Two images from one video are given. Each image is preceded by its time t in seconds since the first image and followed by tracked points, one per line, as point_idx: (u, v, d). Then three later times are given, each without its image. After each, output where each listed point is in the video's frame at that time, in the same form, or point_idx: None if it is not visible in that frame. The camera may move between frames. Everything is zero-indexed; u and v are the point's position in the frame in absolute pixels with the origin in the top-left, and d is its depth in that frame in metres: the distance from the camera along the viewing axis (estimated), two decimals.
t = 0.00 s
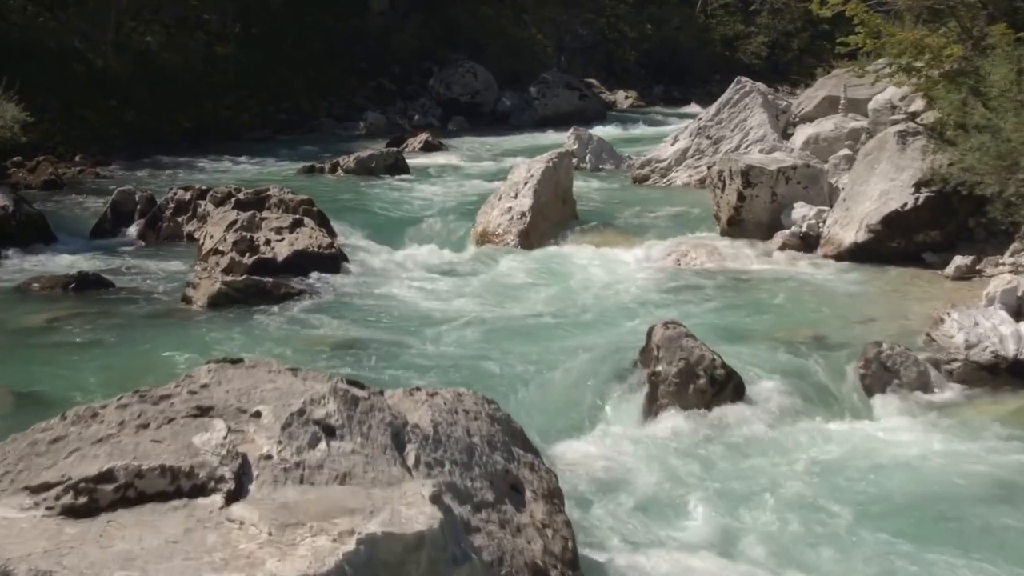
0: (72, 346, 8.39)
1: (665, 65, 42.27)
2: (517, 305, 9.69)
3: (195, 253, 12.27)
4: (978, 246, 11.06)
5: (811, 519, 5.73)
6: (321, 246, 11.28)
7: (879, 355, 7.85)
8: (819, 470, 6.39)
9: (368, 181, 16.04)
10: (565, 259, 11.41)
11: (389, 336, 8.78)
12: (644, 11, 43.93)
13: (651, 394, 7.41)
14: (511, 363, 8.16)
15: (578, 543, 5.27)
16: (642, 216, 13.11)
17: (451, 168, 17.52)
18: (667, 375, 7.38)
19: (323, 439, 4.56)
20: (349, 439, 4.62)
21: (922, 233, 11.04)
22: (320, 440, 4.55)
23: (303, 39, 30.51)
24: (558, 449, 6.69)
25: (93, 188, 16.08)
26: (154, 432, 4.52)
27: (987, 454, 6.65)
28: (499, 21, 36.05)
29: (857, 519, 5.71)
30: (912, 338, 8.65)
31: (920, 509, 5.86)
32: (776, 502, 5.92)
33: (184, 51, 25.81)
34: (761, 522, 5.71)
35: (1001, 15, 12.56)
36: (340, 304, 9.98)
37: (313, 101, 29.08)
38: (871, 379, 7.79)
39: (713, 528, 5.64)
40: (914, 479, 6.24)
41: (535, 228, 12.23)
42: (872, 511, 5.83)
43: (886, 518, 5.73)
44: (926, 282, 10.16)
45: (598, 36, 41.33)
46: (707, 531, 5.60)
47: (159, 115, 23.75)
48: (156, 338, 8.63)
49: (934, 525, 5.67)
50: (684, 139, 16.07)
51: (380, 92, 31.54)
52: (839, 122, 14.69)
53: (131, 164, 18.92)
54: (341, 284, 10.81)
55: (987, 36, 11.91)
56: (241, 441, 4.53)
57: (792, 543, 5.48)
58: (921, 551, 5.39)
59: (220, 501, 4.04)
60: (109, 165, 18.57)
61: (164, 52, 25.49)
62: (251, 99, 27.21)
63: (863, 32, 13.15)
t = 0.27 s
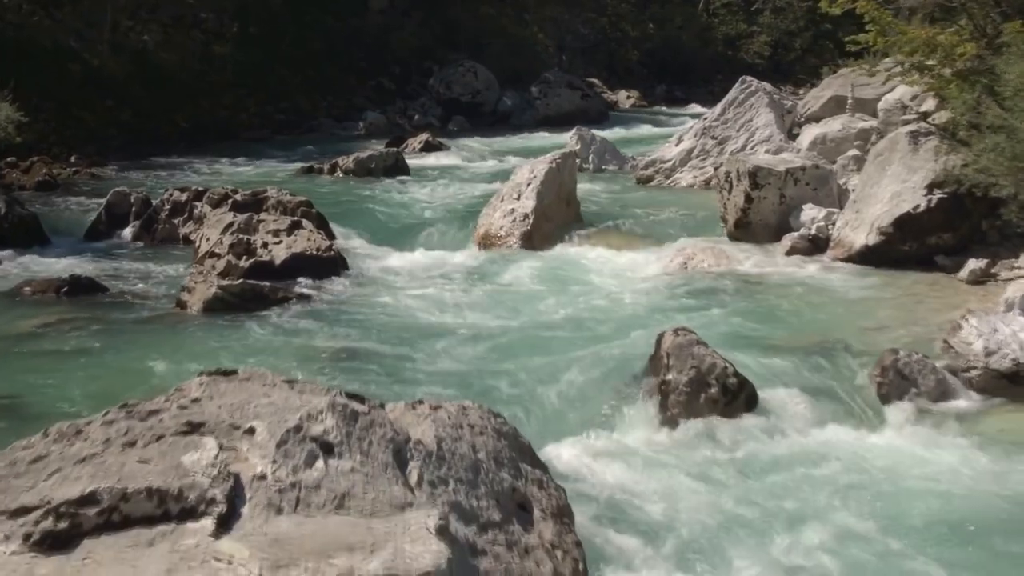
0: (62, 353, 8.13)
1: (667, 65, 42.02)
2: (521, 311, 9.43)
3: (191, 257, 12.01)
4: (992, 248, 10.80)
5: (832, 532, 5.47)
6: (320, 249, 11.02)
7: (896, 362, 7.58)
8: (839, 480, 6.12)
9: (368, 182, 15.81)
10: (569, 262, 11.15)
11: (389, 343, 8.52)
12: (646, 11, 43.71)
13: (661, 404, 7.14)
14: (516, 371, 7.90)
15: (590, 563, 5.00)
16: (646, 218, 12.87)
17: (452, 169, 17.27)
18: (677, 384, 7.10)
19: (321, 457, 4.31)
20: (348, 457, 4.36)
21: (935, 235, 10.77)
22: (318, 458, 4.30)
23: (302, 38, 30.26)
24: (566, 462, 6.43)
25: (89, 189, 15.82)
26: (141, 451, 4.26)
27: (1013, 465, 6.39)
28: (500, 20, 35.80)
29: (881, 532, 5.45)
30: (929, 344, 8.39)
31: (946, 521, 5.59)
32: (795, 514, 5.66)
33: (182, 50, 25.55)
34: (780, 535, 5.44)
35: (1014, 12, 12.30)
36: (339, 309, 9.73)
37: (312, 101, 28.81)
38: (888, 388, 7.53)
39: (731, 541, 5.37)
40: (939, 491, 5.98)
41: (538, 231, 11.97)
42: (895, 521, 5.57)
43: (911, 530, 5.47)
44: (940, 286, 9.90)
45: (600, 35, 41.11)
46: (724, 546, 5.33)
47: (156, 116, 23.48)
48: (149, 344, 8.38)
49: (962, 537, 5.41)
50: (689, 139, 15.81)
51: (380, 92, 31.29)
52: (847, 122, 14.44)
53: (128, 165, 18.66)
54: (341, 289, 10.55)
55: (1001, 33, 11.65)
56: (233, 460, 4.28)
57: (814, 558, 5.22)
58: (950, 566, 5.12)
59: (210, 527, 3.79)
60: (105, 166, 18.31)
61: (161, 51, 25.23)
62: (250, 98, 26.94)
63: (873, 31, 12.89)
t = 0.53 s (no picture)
0: (53, 361, 7.89)
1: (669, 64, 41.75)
2: (525, 318, 9.18)
3: (187, 260, 11.76)
4: (1006, 252, 10.55)
5: (855, 561, 5.22)
6: (319, 253, 10.76)
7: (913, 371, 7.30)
8: (858, 501, 5.87)
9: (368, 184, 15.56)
10: (573, 267, 10.91)
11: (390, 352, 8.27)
12: (648, 10, 43.44)
13: (671, 415, 6.89)
14: (521, 380, 7.65)
15: None
16: (652, 221, 12.63)
17: (453, 170, 17.02)
18: (688, 394, 6.85)
19: (319, 479, 4.06)
20: (348, 479, 4.11)
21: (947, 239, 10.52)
22: (315, 480, 4.05)
23: (302, 38, 30.03)
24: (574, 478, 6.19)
25: (84, 190, 15.57)
26: (128, 474, 4.02)
27: None
28: (501, 19, 35.55)
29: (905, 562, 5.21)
30: (946, 352, 8.13)
31: (973, 549, 5.35)
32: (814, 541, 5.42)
33: (180, 50, 25.31)
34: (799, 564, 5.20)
35: None
36: (338, 315, 9.49)
37: (311, 101, 28.57)
38: (904, 399, 7.24)
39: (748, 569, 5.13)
40: (964, 514, 5.73)
41: (541, 234, 11.73)
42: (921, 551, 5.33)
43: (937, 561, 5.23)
44: (954, 292, 9.65)
45: (601, 35, 40.87)
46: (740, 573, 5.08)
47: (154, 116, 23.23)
48: (143, 352, 8.14)
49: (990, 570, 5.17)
50: (694, 140, 15.56)
51: (380, 92, 31.04)
52: (855, 123, 14.18)
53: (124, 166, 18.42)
54: (340, 294, 10.30)
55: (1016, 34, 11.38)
56: (225, 483, 4.03)
57: None
58: None
59: (199, 561, 3.55)
60: (101, 166, 18.06)
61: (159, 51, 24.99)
62: (248, 99, 26.70)
63: (884, 32, 12.62)
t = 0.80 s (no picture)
0: (42, 372, 7.63)
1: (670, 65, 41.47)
2: (529, 327, 8.93)
3: (182, 265, 11.50)
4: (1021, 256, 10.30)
5: None
6: (317, 257, 10.48)
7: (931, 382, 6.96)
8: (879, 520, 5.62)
9: (367, 186, 15.30)
10: (578, 272, 10.65)
11: (391, 362, 8.01)
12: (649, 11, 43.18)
13: (682, 428, 6.62)
14: (526, 393, 7.40)
15: None
16: (657, 224, 12.37)
17: (453, 172, 16.77)
18: (700, 407, 6.58)
19: (316, 506, 3.80)
20: (347, 506, 3.85)
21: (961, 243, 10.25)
22: (313, 507, 3.79)
23: (300, 38, 29.75)
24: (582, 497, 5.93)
25: (79, 193, 15.32)
26: (111, 503, 3.76)
27: None
28: (501, 19, 35.29)
29: None
30: (964, 360, 7.88)
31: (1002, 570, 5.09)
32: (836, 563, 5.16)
33: (177, 50, 25.07)
34: None
35: None
36: (337, 323, 9.23)
37: (310, 102, 28.31)
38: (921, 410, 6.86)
39: None
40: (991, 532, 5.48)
41: (545, 238, 11.47)
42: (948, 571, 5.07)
43: None
44: (969, 298, 9.39)
45: (601, 35, 40.60)
46: None
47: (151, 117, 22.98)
48: (135, 363, 7.88)
49: None
50: (699, 141, 15.31)
51: (380, 92, 30.78)
52: (863, 124, 13.93)
53: (120, 168, 18.16)
54: (339, 301, 10.05)
55: None
56: (217, 512, 3.77)
57: None
58: None
59: None
60: (97, 168, 17.80)
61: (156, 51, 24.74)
62: (246, 99, 26.44)
63: (894, 31, 12.35)
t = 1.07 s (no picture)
0: (32, 383, 7.39)
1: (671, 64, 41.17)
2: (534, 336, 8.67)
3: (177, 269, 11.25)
4: None
5: None
6: (316, 262, 10.20)
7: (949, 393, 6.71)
8: (903, 544, 5.36)
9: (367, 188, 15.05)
10: (582, 278, 10.40)
11: (391, 373, 7.75)
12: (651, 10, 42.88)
13: (695, 442, 6.36)
14: (531, 407, 7.15)
15: None
16: (663, 228, 12.12)
17: (454, 173, 16.51)
18: (712, 420, 6.32)
19: (312, 536, 3.54)
20: (345, 536, 3.59)
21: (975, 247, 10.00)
22: (309, 538, 3.52)
23: (299, 38, 29.49)
24: (592, 518, 5.68)
25: (74, 195, 15.07)
26: (93, 536, 3.50)
27: None
28: (502, 18, 35.02)
29: None
30: (984, 371, 7.62)
31: None
32: None
33: (174, 51, 24.82)
34: None
35: None
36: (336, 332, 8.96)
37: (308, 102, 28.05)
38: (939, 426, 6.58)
39: None
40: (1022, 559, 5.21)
41: (548, 241, 11.22)
42: None
43: None
44: (985, 305, 9.14)
45: (603, 35, 40.32)
46: None
47: (148, 118, 22.72)
48: (128, 374, 7.63)
49: None
50: (704, 142, 15.04)
51: (379, 92, 30.52)
52: (872, 125, 13.67)
53: (116, 169, 17.91)
54: (338, 307, 9.79)
55: None
56: (206, 544, 3.51)
57: None
58: None
59: None
60: (92, 170, 17.55)
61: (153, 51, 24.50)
62: (244, 100, 26.20)
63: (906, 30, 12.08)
